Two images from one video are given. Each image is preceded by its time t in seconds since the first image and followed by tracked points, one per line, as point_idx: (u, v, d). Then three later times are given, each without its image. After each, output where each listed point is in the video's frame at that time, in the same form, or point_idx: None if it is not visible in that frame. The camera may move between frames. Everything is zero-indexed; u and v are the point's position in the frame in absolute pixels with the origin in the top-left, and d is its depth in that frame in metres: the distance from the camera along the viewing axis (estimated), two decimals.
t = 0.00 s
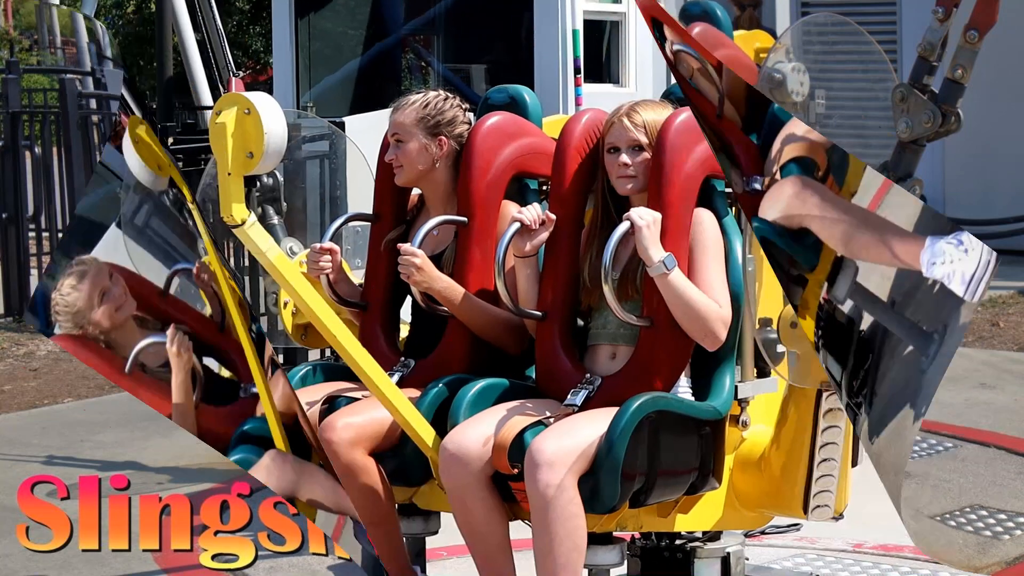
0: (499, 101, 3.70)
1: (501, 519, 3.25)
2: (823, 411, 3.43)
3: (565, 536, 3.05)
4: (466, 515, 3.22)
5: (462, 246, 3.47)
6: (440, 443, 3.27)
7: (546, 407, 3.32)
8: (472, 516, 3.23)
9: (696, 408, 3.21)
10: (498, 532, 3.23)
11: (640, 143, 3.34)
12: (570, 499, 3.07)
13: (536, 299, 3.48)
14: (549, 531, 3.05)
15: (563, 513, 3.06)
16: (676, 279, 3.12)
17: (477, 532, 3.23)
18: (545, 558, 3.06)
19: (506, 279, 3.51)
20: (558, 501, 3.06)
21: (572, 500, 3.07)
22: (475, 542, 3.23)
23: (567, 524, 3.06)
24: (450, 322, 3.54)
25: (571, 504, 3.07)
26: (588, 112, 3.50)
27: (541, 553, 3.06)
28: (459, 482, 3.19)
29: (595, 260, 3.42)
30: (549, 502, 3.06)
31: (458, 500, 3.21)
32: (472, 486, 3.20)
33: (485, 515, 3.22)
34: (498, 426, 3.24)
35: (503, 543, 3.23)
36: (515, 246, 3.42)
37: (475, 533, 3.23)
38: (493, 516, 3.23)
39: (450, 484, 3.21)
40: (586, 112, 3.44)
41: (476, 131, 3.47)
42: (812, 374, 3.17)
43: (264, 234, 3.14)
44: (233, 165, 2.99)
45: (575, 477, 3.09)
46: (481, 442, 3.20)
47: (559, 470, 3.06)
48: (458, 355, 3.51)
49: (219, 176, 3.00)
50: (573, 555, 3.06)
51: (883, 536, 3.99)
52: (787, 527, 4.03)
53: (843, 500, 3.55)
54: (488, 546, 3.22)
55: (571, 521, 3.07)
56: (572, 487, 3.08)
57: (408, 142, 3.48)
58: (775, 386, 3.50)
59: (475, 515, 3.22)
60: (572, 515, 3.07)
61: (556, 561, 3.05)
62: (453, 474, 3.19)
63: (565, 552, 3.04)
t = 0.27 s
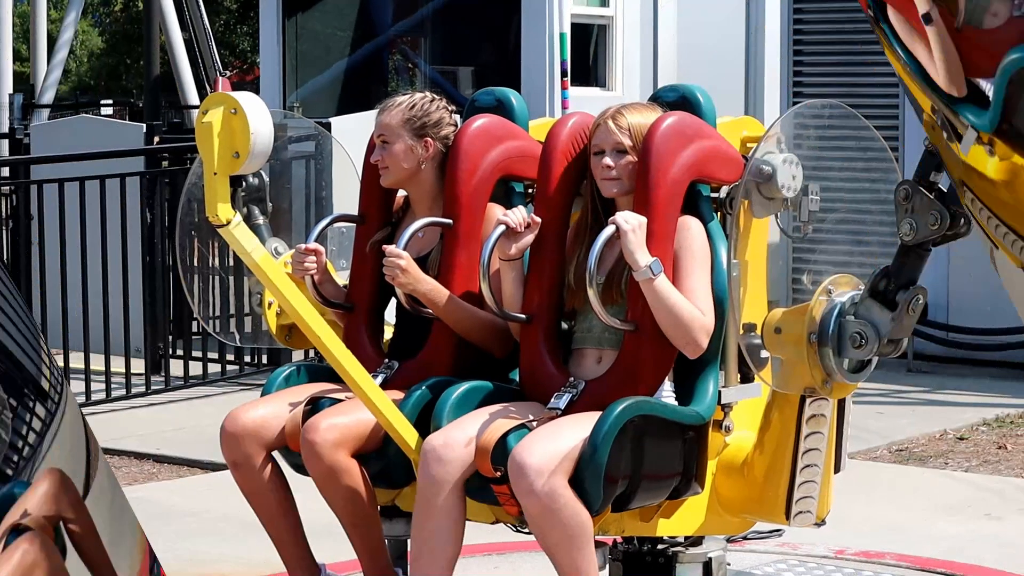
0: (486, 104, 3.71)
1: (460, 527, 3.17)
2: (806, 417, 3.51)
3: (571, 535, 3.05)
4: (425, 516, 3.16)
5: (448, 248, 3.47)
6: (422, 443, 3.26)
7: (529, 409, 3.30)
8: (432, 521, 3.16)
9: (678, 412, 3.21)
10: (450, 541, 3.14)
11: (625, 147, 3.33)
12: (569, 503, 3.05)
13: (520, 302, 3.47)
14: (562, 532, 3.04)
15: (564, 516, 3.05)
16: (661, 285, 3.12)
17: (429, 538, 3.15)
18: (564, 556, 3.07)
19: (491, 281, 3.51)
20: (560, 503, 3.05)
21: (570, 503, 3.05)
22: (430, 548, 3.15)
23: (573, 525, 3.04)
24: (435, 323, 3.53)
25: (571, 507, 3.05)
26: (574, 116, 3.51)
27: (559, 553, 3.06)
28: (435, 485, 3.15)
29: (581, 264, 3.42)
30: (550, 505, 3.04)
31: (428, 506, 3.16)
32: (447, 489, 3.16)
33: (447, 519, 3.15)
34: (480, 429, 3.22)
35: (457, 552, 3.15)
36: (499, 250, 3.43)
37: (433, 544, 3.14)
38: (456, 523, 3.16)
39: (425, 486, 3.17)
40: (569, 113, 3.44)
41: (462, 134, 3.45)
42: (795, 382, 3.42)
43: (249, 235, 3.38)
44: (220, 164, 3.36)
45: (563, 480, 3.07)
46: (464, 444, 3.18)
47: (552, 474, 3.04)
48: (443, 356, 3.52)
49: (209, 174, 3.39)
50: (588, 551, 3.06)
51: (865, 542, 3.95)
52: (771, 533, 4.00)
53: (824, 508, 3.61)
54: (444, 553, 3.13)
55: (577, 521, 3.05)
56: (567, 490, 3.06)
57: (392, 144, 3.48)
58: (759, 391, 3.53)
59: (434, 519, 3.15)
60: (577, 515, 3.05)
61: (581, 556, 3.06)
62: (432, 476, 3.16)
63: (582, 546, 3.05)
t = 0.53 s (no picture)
0: (491, 104, 3.70)
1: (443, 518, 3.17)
2: (813, 417, 3.50)
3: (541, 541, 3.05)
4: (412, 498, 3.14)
5: (453, 247, 3.47)
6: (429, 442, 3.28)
7: (536, 409, 3.30)
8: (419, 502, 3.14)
9: (686, 412, 3.22)
10: (427, 530, 3.13)
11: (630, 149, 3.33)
12: (553, 508, 3.07)
13: (525, 303, 3.47)
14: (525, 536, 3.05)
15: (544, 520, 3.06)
16: (666, 285, 3.12)
17: (409, 520, 3.13)
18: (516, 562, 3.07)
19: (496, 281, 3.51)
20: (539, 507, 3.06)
21: (554, 509, 3.07)
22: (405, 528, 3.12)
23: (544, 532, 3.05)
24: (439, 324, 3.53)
25: (553, 513, 3.07)
26: (581, 116, 3.49)
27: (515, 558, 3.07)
28: (434, 474, 3.15)
29: (586, 266, 3.42)
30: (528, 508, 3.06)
31: (417, 493, 3.15)
32: (443, 480, 3.15)
33: (431, 507, 3.14)
34: (489, 425, 3.21)
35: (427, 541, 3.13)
36: (505, 250, 3.44)
37: (413, 528, 3.12)
38: (439, 514, 3.15)
39: (423, 477, 3.16)
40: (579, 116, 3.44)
41: (467, 134, 3.45)
42: (799, 383, 3.42)
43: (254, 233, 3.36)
44: (225, 163, 3.34)
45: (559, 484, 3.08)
46: (471, 438, 3.18)
47: (544, 478, 3.05)
48: (448, 355, 3.52)
49: (213, 175, 3.35)
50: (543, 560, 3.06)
51: (870, 545, 3.95)
52: (777, 535, 3.99)
53: (830, 508, 3.60)
54: (418, 537, 3.12)
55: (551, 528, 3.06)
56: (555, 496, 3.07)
57: (397, 143, 3.47)
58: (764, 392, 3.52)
59: (420, 502, 3.14)
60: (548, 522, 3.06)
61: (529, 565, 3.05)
62: (432, 467, 3.15)
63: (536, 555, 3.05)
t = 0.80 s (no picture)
0: (501, 99, 3.75)
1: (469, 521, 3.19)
2: (818, 410, 3.53)
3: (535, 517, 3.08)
4: (436, 508, 3.19)
5: (462, 241, 3.51)
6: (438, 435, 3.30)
7: (542, 402, 3.34)
8: (441, 511, 3.18)
9: (691, 404, 3.24)
10: (461, 538, 3.17)
11: (638, 144, 3.37)
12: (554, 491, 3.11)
13: (533, 296, 3.51)
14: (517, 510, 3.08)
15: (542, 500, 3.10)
16: (673, 278, 3.15)
17: (440, 531, 3.17)
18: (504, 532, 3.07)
19: (504, 275, 3.54)
20: (538, 489, 3.09)
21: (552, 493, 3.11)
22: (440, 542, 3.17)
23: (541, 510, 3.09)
24: (447, 318, 3.57)
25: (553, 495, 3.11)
26: (590, 111, 3.53)
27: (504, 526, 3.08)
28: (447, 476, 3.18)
29: (593, 260, 3.45)
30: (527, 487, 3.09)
31: (439, 493, 3.18)
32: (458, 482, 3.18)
33: (458, 512, 3.18)
34: (495, 420, 3.24)
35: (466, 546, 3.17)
36: (514, 244, 3.47)
37: (445, 537, 3.17)
38: (467, 518, 3.19)
39: (437, 476, 3.19)
40: (587, 108, 3.47)
41: (477, 128, 3.48)
42: (805, 376, 3.45)
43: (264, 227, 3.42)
44: (236, 159, 3.39)
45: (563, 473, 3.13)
46: (476, 435, 3.21)
47: (549, 460, 3.10)
48: (456, 348, 3.55)
49: (224, 169, 3.40)
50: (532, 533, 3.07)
51: (875, 536, 3.98)
52: (782, 526, 4.02)
53: (835, 500, 3.63)
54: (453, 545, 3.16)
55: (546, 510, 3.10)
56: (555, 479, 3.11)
57: (409, 138, 3.50)
58: (769, 383, 3.54)
59: (445, 512, 3.18)
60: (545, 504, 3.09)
61: (518, 535, 3.05)
62: (443, 463, 3.18)
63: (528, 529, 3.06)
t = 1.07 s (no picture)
0: (486, 101, 3.81)
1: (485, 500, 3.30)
2: (798, 408, 3.59)
3: (556, 526, 3.16)
4: (451, 504, 3.28)
5: (449, 242, 3.57)
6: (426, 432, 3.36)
7: (528, 401, 3.40)
8: (456, 504, 3.28)
9: (674, 401, 3.30)
10: (485, 518, 3.29)
11: (620, 146, 3.43)
12: (559, 492, 3.15)
13: (520, 295, 3.57)
14: (542, 525, 3.15)
15: (552, 505, 3.15)
16: (655, 277, 3.21)
17: (467, 519, 3.28)
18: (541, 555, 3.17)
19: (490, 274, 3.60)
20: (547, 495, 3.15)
21: (560, 493, 3.15)
22: (469, 527, 3.29)
23: (557, 519, 3.15)
24: (435, 317, 3.63)
25: (560, 496, 3.15)
26: (574, 113, 3.59)
27: (538, 551, 3.17)
28: (450, 475, 3.25)
29: (579, 259, 3.52)
30: (538, 497, 3.14)
31: (451, 496, 3.27)
32: (461, 476, 3.26)
33: (480, 508, 3.29)
34: (482, 417, 3.31)
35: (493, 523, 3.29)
36: (500, 244, 3.53)
37: (474, 524, 3.28)
38: (482, 501, 3.29)
39: (439, 479, 3.26)
40: (571, 110, 3.53)
41: (463, 130, 3.54)
42: (787, 373, 3.52)
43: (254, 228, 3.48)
44: (226, 160, 3.45)
45: (559, 469, 3.16)
46: (464, 433, 3.27)
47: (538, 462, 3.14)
48: (444, 346, 3.61)
49: (214, 170, 3.47)
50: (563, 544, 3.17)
51: (856, 530, 4.06)
52: (764, 521, 4.09)
53: (816, 496, 3.70)
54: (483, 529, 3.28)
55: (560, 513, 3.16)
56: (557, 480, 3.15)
57: (413, 140, 3.57)
58: (751, 380, 3.61)
59: (462, 504, 3.28)
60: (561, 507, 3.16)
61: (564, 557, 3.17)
62: (435, 464, 3.25)
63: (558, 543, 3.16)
